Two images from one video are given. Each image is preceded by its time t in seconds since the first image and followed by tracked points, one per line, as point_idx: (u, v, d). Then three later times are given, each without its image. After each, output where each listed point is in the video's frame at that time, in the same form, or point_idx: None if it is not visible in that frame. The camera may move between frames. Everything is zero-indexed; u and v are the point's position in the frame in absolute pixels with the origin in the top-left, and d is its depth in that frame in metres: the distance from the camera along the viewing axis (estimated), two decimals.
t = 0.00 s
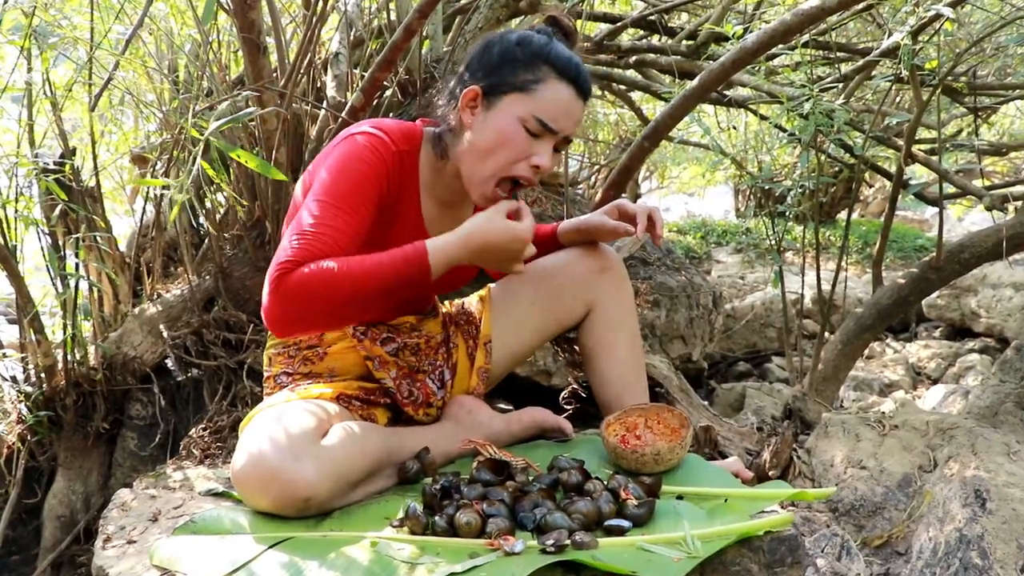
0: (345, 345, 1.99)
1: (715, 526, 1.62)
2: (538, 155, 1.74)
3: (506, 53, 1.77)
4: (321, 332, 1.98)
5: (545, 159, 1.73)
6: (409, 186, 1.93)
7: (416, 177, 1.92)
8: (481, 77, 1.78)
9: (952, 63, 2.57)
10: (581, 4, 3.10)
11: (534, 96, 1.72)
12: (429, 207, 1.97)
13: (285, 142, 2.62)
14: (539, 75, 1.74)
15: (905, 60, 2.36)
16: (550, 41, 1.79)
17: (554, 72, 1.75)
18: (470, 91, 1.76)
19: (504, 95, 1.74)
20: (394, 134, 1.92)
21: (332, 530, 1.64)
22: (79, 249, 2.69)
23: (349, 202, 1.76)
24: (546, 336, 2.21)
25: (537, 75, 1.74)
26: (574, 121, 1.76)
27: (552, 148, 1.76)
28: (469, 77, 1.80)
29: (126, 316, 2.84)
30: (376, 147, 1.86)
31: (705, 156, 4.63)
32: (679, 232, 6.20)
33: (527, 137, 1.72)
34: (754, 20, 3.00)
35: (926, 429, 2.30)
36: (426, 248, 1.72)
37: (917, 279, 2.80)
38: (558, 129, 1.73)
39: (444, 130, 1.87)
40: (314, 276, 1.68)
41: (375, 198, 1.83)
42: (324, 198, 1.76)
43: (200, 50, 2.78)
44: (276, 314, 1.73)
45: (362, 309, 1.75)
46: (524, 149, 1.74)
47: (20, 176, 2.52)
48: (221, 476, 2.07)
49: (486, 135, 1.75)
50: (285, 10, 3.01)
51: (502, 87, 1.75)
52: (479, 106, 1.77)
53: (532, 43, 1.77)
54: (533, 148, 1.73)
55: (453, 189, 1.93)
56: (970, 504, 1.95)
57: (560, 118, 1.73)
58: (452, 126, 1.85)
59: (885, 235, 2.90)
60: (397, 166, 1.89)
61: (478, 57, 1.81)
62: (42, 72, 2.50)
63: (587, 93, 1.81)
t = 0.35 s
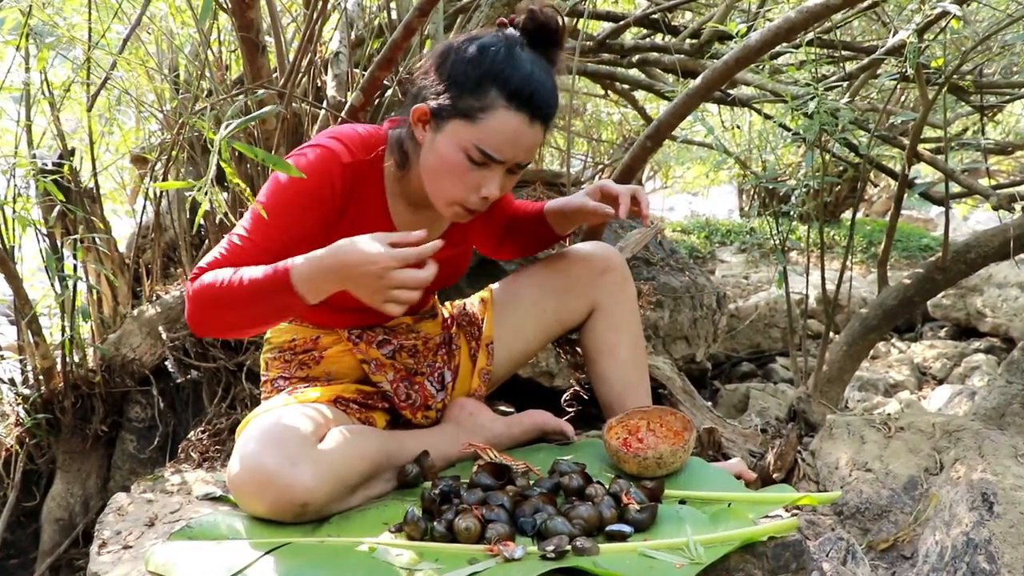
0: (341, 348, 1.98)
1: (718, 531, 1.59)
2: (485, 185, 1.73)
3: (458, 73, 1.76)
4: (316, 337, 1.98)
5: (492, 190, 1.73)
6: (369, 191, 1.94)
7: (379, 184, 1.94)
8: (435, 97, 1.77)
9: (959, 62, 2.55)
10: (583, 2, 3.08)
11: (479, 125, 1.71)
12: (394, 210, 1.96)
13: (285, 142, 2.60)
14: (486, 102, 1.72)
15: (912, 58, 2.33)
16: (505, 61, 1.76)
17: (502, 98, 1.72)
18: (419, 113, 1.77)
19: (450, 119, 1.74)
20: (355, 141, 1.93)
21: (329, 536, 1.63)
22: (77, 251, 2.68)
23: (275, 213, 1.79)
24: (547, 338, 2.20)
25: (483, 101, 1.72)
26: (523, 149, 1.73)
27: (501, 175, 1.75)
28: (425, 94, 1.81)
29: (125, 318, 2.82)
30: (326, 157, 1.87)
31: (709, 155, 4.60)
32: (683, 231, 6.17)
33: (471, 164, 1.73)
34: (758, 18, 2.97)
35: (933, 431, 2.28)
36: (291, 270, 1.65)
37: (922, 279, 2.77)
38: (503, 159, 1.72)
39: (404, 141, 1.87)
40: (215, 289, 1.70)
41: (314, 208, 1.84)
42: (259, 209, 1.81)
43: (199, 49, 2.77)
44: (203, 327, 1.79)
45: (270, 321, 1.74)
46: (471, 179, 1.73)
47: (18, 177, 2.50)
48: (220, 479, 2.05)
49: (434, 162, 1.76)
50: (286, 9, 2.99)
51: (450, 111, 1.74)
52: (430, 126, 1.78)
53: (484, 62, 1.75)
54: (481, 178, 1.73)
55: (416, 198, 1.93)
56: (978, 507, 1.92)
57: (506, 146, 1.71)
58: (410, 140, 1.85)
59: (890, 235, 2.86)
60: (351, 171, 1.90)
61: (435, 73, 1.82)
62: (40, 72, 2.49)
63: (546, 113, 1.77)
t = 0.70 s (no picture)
0: (334, 346, 1.97)
1: (726, 533, 1.57)
2: (439, 188, 1.64)
3: (391, 76, 1.62)
4: (308, 337, 1.98)
5: (446, 192, 1.63)
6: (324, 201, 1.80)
7: (338, 194, 1.81)
8: (372, 103, 1.64)
9: (969, 59, 2.52)
10: None
11: (418, 132, 1.59)
12: (356, 214, 1.83)
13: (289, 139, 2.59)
14: (422, 108, 1.58)
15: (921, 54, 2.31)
16: (443, 56, 1.60)
17: (438, 103, 1.57)
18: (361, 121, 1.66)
19: (390, 128, 1.62)
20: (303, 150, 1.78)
21: (331, 537, 1.61)
22: (79, 248, 2.67)
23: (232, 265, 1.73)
24: (550, 332, 2.18)
25: (420, 108, 1.58)
26: (470, 149, 1.60)
27: (454, 175, 1.64)
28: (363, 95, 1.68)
29: (128, 316, 2.82)
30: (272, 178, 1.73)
31: (716, 153, 4.58)
32: (689, 230, 6.15)
33: (418, 173, 1.62)
34: (764, 14, 2.95)
35: (941, 432, 2.25)
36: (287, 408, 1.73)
37: (930, 278, 2.74)
38: (451, 161, 1.60)
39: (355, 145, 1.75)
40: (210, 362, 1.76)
41: (269, 238, 1.74)
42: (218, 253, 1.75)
43: (202, 46, 2.75)
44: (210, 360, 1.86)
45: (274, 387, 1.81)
46: (423, 183, 1.63)
47: (20, 175, 2.49)
48: (222, 478, 2.04)
49: (382, 172, 1.66)
50: (290, 6, 2.98)
51: (389, 119, 1.62)
52: (372, 133, 1.67)
53: (418, 62, 1.60)
54: (434, 181, 1.63)
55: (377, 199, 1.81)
56: (987, 509, 1.90)
57: (449, 152, 1.59)
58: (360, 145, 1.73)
59: (899, 233, 2.83)
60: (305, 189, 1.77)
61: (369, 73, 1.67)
62: (41, 69, 2.47)
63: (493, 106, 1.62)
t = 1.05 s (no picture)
0: (330, 338, 1.95)
1: (733, 521, 1.55)
2: (410, 167, 1.61)
3: (344, 60, 1.59)
4: (303, 330, 1.96)
5: (416, 171, 1.60)
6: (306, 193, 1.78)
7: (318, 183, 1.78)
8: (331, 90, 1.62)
9: (977, 41, 2.48)
10: None
11: (380, 114, 1.56)
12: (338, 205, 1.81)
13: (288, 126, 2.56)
14: (379, 89, 1.56)
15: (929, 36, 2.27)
16: (393, 33, 1.57)
17: (393, 81, 1.55)
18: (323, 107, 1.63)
19: (352, 112, 1.59)
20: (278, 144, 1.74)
21: (332, 528, 1.60)
22: (77, 237, 2.64)
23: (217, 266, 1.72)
24: (553, 317, 2.16)
25: (378, 87, 1.55)
26: (435, 125, 1.57)
27: (424, 153, 1.61)
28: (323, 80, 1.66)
29: (127, 305, 2.80)
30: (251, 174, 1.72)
31: (720, 139, 4.54)
32: (692, 217, 6.12)
33: (386, 154, 1.60)
34: None
35: (948, 418, 2.22)
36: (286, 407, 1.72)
37: (937, 264, 2.71)
38: (417, 139, 1.58)
39: (323, 132, 1.72)
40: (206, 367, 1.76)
41: (253, 234, 1.73)
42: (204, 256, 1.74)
43: (200, 33, 2.72)
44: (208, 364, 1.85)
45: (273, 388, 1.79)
46: (394, 164, 1.61)
47: (17, 164, 2.47)
48: (223, 468, 2.03)
49: (353, 159, 1.64)
50: None
51: (350, 104, 1.59)
52: (337, 118, 1.65)
53: (368, 42, 1.57)
54: (405, 161, 1.61)
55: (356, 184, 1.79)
56: (994, 495, 1.88)
57: (414, 129, 1.56)
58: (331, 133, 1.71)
59: (905, 218, 2.79)
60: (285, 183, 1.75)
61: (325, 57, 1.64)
62: (37, 56, 2.44)
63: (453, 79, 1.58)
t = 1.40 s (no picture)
0: (324, 328, 1.92)
1: (734, 523, 1.53)
2: (409, 101, 1.58)
3: None
4: (297, 320, 1.93)
5: (415, 103, 1.58)
6: (299, 159, 1.77)
7: (312, 149, 1.78)
8: (328, 28, 1.61)
9: (978, 35, 2.45)
10: None
11: (377, 43, 1.54)
12: (332, 172, 1.80)
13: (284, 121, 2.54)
14: (377, 16, 1.54)
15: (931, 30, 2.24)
16: None
17: (392, 7, 1.53)
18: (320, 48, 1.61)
19: (351, 46, 1.57)
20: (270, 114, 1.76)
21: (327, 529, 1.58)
22: (71, 233, 2.62)
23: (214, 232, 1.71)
24: (550, 314, 2.12)
25: (375, 17, 1.54)
26: (433, 53, 1.55)
27: (422, 85, 1.59)
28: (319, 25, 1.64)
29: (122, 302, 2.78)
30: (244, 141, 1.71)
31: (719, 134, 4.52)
32: (691, 212, 6.10)
33: (386, 86, 1.57)
34: None
35: (949, 415, 2.19)
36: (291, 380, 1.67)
37: (938, 259, 2.68)
38: (414, 68, 1.56)
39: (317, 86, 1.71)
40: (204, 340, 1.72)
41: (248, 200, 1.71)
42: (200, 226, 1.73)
43: (195, 26, 2.69)
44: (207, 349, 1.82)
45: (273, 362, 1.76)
46: (391, 99, 1.58)
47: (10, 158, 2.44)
48: (217, 467, 2.01)
49: (350, 97, 1.61)
50: None
51: (348, 37, 1.57)
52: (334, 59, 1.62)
53: None
54: (403, 95, 1.58)
55: (350, 146, 1.79)
56: (998, 494, 1.85)
57: (413, 56, 1.54)
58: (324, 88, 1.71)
59: (906, 214, 2.76)
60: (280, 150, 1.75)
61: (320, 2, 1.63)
62: (30, 49, 2.41)
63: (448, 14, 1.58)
